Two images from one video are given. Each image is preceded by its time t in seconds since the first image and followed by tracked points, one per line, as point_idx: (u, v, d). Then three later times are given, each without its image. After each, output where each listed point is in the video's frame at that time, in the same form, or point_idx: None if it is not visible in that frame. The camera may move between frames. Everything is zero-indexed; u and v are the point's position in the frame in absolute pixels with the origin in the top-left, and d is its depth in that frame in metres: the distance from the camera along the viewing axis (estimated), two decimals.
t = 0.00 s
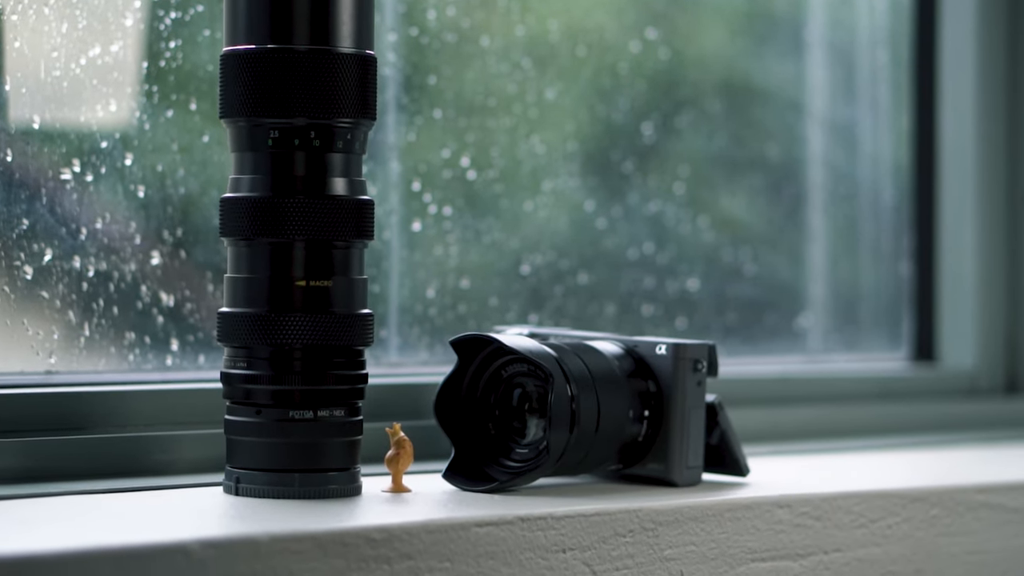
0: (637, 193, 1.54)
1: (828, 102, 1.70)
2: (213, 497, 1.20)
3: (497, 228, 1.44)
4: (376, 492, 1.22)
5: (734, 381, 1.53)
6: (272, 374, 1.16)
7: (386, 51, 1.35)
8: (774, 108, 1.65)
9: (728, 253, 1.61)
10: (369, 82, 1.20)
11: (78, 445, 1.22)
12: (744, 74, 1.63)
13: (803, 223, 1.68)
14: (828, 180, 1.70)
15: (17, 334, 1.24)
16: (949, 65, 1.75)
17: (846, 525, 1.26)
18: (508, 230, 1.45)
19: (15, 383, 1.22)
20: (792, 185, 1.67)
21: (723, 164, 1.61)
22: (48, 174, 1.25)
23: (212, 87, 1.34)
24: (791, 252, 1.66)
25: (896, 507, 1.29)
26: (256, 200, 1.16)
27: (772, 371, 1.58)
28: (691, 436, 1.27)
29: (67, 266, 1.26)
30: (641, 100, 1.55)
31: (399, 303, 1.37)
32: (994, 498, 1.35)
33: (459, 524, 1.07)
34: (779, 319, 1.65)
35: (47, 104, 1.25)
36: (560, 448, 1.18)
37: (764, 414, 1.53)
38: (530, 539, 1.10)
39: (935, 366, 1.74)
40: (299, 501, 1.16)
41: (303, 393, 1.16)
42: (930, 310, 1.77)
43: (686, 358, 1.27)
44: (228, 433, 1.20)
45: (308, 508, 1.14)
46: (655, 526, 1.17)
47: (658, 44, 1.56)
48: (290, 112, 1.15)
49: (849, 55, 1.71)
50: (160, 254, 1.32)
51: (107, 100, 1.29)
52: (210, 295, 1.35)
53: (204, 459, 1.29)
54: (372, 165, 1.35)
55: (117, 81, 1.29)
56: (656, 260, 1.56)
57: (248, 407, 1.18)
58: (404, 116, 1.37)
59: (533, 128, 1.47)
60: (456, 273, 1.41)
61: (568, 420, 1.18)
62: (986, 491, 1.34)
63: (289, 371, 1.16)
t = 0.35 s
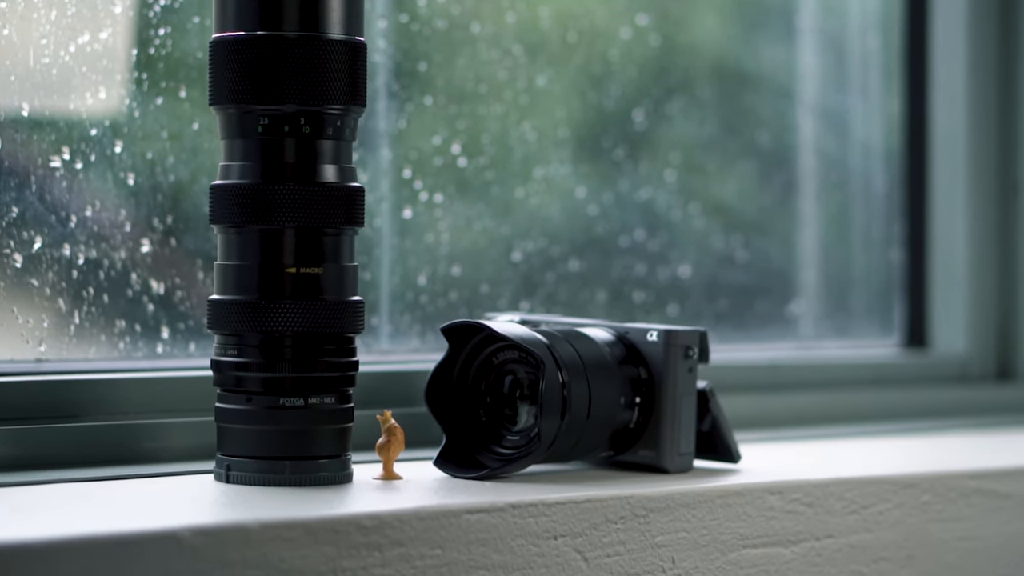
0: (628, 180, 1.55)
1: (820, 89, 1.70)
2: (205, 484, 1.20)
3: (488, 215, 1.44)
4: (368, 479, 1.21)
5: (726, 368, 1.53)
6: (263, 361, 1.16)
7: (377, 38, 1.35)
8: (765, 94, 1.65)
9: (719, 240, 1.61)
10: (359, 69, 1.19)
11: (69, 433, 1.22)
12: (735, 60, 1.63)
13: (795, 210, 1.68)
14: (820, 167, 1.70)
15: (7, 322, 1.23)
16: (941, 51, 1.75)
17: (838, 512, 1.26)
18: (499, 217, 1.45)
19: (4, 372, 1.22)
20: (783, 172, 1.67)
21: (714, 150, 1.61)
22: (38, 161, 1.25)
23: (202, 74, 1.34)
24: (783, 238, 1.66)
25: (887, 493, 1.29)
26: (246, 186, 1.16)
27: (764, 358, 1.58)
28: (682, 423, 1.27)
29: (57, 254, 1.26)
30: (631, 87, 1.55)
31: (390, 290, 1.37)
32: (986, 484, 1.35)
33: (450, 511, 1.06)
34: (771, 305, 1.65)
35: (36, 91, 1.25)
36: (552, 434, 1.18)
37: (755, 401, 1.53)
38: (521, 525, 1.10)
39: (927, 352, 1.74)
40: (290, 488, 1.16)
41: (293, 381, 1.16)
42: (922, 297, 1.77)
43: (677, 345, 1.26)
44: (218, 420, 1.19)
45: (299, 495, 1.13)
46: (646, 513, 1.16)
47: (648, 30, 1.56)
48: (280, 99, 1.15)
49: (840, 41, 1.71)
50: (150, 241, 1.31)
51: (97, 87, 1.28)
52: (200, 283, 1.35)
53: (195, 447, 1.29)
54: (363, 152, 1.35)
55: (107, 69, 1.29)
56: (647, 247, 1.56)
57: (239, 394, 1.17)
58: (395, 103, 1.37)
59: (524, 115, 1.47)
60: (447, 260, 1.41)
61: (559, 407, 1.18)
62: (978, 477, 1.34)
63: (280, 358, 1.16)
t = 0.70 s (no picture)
0: (620, 170, 1.55)
1: (811, 78, 1.70)
2: (196, 474, 1.19)
3: (480, 205, 1.44)
4: (359, 469, 1.21)
5: (718, 358, 1.53)
6: (254, 351, 1.15)
7: (368, 28, 1.35)
8: (757, 84, 1.65)
9: (711, 230, 1.61)
10: (350, 58, 1.19)
11: (60, 422, 1.22)
12: (726, 50, 1.63)
13: (787, 199, 1.68)
14: (812, 157, 1.70)
15: None
16: (933, 40, 1.75)
17: (829, 501, 1.26)
18: (490, 206, 1.45)
19: None
20: (776, 161, 1.67)
21: (706, 139, 1.61)
22: (29, 151, 1.25)
23: (193, 63, 1.34)
24: (775, 227, 1.67)
25: (879, 483, 1.29)
26: (236, 176, 1.15)
27: (756, 348, 1.59)
28: (673, 413, 1.27)
29: (48, 244, 1.26)
30: (623, 76, 1.55)
31: (382, 280, 1.37)
32: (978, 474, 1.35)
33: (442, 500, 1.06)
34: (763, 295, 1.65)
35: (26, 81, 1.24)
36: (543, 424, 1.18)
37: (748, 391, 1.54)
38: (512, 515, 1.10)
39: (919, 342, 1.75)
40: (282, 479, 1.16)
41: (284, 371, 1.15)
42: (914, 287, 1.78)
43: (669, 335, 1.26)
44: (210, 411, 1.19)
45: (290, 484, 1.13)
46: (637, 503, 1.16)
47: (640, 20, 1.56)
48: (271, 88, 1.14)
49: (832, 30, 1.71)
50: (142, 231, 1.31)
51: (88, 77, 1.28)
52: (192, 273, 1.35)
53: (187, 437, 1.29)
54: (355, 142, 1.35)
55: (98, 58, 1.28)
56: (639, 238, 1.56)
57: (230, 384, 1.17)
58: (386, 93, 1.37)
59: (516, 105, 1.47)
60: (439, 250, 1.41)
61: (551, 397, 1.18)
62: (969, 467, 1.34)
63: (271, 348, 1.15)
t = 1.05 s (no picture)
0: (613, 160, 1.55)
1: (804, 68, 1.70)
2: (188, 466, 1.19)
3: (473, 196, 1.44)
4: (351, 461, 1.21)
5: (711, 348, 1.53)
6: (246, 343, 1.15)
7: (361, 19, 1.35)
8: (750, 74, 1.65)
9: (704, 221, 1.62)
10: (342, 49, 1.19)
11: (53, 414, 1.22)
12: (719, 40, 1.63)
13: (780, 190, 1.68)
14: (805, 147, 1.70)
15: None
16: (926, 30, 1.75)
17: (821, 492, 1.26)
18: (483, 198, 1.45)
19: None
20: (769, 152, 1.67)
21: (699, 130, 1.62)
22: (20, 143, 1.24)
23: (185, 55, 1.34)
24: (769, 218, 1.67)
25: (872, 474, 1.29)
26: (228, 167, 1.15)
27: (749, 339, 1.59)
28: (666, 405, 1.27)
29: (40, 235, 1.26)
30: (616, 68, 1.55)
31: (375, 272, 1.37)
32: (971, 464, 1.35)
33: (434, 492, 1.06)
34: (756, 285, 1.66)
35: (18, 72, 1.24)
36: (536, 415, 1.18)
37: (741, 381, 1.54)
38: (505, 506, 1.09)
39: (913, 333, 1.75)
40: (274, 470, 1.15)
41: (276, 362, 1.15)
42: (907, 278, 1.78)
43: (661, 326, 1.26)
44: (202, 402, 1.19)
45: (282, 476, 1.13)
46: (630, 494, 1.16)
47: (633, 11, 1.56)
48: (262, 79, 1.14)
49: (825, 20, 1.71)
50: (134, 223, 1.31)
51: (79, 68, 1.28)
52: (184, 264, 1.35)
53: (180, 429, 1.29)
54: (347, 133, 1.35)
55: (90, 50, 1.28)
56: (632, 229, 1.56)
57: (222, 375, 1.17)
58: (379, 84, 1.37)
59: (509, 96, 1.47)
60: (431, 242, 1.41)
61: (543, 388, 1.18)
62: (962, 457, 1.34)
63: (263, 339, 1.15)
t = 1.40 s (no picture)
0: (606, 151, 1.55)
1: (798, 58, 1.70)
2: (182, 456, 1.19)
3: (466, 187, 1.44)
4: (345, 451, 1.21)
5: (703, 339, 1.53)
6: (239, 333, 1.15)
7: (354, 9, 1.35)
8: (743, 64, 1.65)
9: (697, 211, 1.62)
10: (334, 40, 1.18)
11: (47, 404, 1.22)
12: (712, 29, 1.63)
13: (774, 180, 1.68)
14: (799, 137, 1.70)
15: None
16: (919, 19, 1.75)
17: (815, 482, 1.26)
18: (476, 188, 1.45)
19: None
20: (762, 142, 1.67)
21: (693, 120, 1.61)
22: (13, 134, 1.24)
23: (178, 45, 1.33)
24: (762, 208, 1.67)
25: (865, 464, 1.29)
26: (220, 158, 1.15)
27: (742, 329, 1.59)
28: (659, 395, 1.27)
29: (33, 226, 1.26)
30: (609, 58, 1.55)
31: (368, 263, 1.38)
32: (964, 454, 1.35)
33: (427, 482, 1.06)
34: (750, 276, 1.66)
35: (10, 63, 1.24)
36: (530, 406, 1.18)
37: (734, 372, 1.54)
38: (498, 496, 1.09)
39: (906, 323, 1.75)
40: (268, 461, 1.15)
41: (269, 353, 1.15)
42: (901, 268, 1.78)
43: (655, 316, 1.26)
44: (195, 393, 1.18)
45: (275, 466, 1.13)
46: (624, 484, 1.16)
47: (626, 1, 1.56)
48: (254, 70, 1.13)
49: (818, 10, 1.71)
50: (126, 214, 1.31)
51: (72, 59, 1.27)
52: (176, 255, 1.35)
53: (174, 420, 1.29)
54: (340, 124, 1.35)
55: (82, 40, 1.28)
56: (625, 220, 1.56)
57: (215, 366, 1.16)
58: (371, 75, 1.36)
59: (502, 86, 1.47)
60: (425, 233, 1.41)
61: (537, 378, 1.18)
62: (955, 446, 1.34)
63: (256, 330, 1.15)
